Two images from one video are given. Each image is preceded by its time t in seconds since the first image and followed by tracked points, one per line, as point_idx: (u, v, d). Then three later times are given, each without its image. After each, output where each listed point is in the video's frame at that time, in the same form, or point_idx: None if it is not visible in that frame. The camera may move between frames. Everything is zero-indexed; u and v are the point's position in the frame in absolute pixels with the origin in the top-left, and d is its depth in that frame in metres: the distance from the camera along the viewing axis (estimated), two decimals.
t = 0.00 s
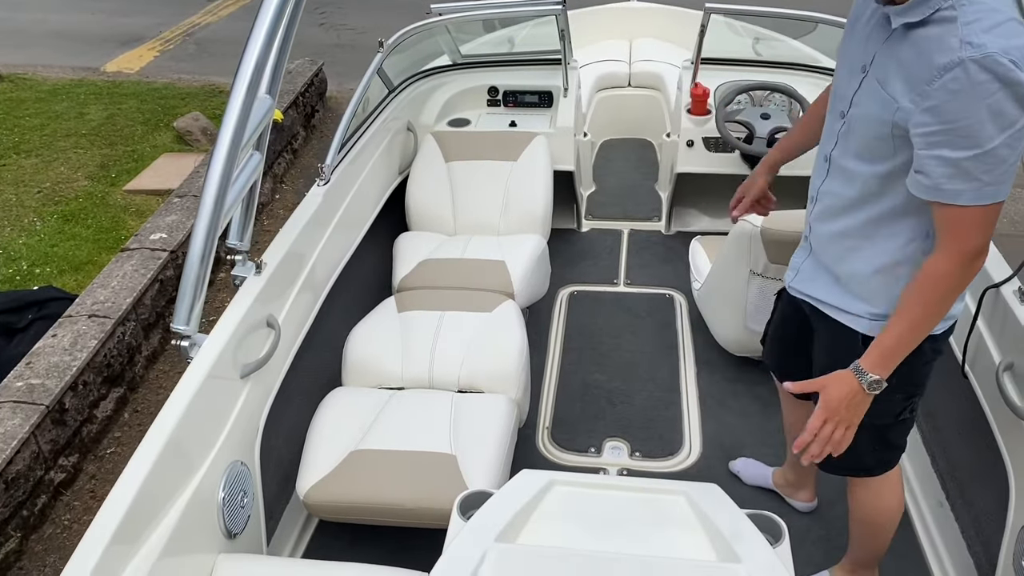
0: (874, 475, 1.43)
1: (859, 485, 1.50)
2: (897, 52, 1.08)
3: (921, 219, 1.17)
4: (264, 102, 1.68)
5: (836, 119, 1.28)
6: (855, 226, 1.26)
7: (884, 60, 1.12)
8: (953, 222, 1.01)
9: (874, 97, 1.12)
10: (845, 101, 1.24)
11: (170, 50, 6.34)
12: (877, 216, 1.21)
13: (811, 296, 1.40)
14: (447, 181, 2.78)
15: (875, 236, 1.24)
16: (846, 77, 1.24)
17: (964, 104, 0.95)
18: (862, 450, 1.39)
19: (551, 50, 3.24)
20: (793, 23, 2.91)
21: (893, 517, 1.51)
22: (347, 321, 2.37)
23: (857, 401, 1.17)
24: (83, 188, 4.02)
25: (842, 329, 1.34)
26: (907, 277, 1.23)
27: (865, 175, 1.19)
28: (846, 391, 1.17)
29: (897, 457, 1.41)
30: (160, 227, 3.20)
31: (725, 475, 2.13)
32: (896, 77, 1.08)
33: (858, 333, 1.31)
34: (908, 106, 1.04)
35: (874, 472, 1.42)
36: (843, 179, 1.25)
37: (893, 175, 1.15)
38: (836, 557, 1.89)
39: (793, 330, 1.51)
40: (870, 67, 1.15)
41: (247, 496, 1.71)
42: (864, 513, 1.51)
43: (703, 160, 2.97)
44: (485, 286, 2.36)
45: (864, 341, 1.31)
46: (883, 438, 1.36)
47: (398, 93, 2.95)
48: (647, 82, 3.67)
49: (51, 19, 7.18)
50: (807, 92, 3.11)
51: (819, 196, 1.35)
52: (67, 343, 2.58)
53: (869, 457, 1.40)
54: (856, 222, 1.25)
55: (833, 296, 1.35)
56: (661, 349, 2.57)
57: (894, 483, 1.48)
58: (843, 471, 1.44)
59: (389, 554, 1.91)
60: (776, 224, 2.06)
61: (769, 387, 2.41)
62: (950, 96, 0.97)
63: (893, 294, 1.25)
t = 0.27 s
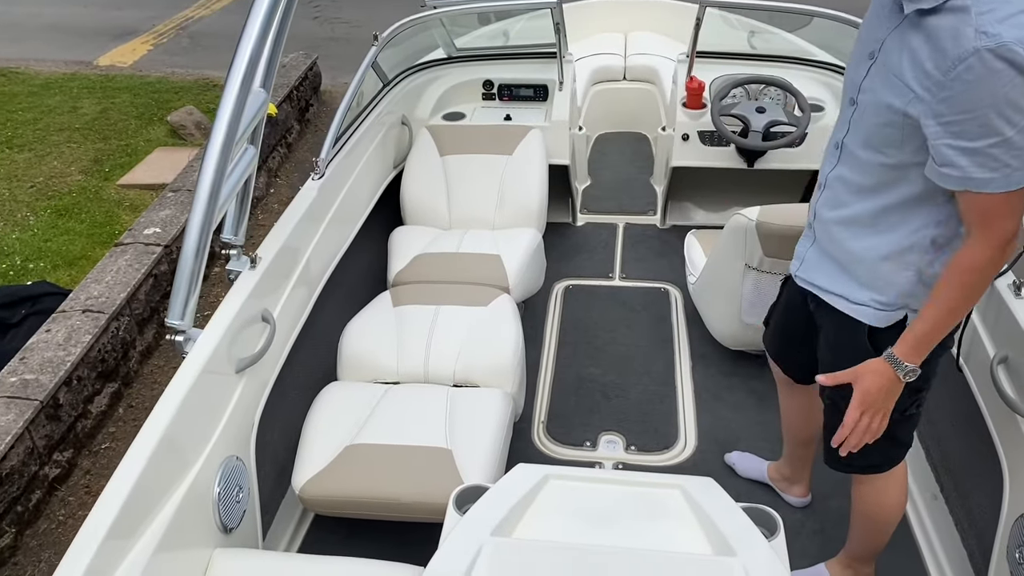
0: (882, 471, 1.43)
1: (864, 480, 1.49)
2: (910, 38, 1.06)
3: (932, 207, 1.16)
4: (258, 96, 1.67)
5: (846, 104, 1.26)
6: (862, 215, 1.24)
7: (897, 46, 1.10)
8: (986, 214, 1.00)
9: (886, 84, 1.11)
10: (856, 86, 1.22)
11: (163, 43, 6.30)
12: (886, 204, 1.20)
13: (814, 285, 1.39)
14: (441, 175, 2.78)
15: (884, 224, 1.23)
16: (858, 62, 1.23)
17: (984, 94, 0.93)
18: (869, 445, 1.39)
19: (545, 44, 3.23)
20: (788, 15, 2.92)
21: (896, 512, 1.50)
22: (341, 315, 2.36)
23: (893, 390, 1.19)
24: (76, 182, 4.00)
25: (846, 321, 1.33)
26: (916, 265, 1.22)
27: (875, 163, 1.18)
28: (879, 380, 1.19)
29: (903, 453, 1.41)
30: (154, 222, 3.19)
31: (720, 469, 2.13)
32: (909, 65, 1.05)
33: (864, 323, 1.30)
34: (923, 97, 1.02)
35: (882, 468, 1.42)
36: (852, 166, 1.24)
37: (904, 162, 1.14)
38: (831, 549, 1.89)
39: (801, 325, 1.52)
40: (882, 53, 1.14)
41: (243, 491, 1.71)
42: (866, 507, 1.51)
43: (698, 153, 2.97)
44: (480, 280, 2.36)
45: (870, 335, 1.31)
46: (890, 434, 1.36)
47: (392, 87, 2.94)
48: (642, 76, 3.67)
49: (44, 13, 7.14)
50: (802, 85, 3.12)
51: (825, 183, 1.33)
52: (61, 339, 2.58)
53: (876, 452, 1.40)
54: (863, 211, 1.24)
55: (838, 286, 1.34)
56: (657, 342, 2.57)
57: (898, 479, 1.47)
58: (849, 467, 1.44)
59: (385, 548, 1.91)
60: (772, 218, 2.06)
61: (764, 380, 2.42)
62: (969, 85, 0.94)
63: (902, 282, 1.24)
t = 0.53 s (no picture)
0: (890, 465, 1.44)
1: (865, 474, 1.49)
2: (933, 26, 1.06)
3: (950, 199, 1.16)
4: (253, 88, 1.66)
5: (856, 96, 1.25)
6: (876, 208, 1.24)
7: (916, 34, 1.09)
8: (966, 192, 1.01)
9: (905, 75, 1.09)
10: (867, 78, 1.21)
11: (159, 37, 6.28)
12: (901, 198, 1.20)
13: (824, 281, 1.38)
14: (438, 168, 2.77)
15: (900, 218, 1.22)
16: (868, 52, 1.21)
17: (1009, 75, 0.95)
18: (879, 441, 1.39)
19: (542, 36, 3.22)
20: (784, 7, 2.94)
21: (897, 505, 1.50)
22: (338, 308, 2.36)
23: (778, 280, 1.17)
24: (72, 176, 3.98)
25: (858, 315, 1.33)
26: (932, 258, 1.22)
27: (891, 156, 1.17)
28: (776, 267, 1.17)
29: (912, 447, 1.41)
30: (150, 216, 3.18)
31: (717, 462, 2.14)
32: (929, 51, 1.05)
33: (879, 319, 1.30)
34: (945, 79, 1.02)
35: (890, 462, 1.43)
36: (866, 159, 1.23)
37: (922, 154, 1.14)
38: (828, 541, 1.90)
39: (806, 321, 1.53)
40: (898, 43, 1.12)
41: (239, 484, 1.71)
42: (866, 500, 1.51)
43: (695, 146, 2.96)
44: (476, 273, 2.36)
45: (889, 327, 1.31)
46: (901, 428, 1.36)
47: (388, 79, 2.93)
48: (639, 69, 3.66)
49: (39, 7, 7.11)
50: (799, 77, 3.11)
51: (836, 176, 1.32)
52: (57, 333, 2.57)
53: (886, 448, 1.40)
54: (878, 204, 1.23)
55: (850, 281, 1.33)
56: (654, 335, 2.57)
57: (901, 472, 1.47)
58: (859, 461, 1.43)
59: (382, 540, 1.91)
60: (769, 210, 2.06)
61: (761, 373, 2.42)
62: (995, 65, 0.96)
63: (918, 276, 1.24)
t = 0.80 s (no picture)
0: (901, 466, 1.44)
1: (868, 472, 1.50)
2: (954, 26, 1.06)
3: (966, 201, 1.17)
4: (253, 85, 1.66)
5: (862, 99, 1.24)
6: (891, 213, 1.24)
7: (934, 34, 1.08)
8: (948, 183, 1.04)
9: (924, 77, 1.09)
10: (874, 81, 1.20)
11: (158, 34, 6.26)
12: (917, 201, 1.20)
13: (833, 285, 1.38)
14: (438, 165, 2.77)
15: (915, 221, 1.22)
16: (872, 54, 1.20)
17: None
18: (891, 444, 1.39)
19: (542, 33, 3.22)
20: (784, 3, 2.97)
21: (900, 503, 1.50)
22: (338, 305, 2.36)
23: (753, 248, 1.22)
24: (71, 173, 3.98)
25: (869, 319, 1.33)
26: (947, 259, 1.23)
27: (908, 159, 1.17)
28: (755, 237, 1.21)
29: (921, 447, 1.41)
30: (149, 213, 3.18)
31: (717, 459, 2.14)
32: (951, 49, 1.05)
33: (894, 323, 1.30)
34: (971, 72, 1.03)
35: (901, 463, 1.43)
36: (876, 164, 1.22)
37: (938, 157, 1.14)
38: (828, 539, 1.90)
39: (810, 325, 1.53)
40: (913, 45, 1.11)
41: (240, 482, 1.71)
42: (869, 498, 1.51)
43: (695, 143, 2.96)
44: (476, 270, 2.36)
45: (900, 332, 1.31)
46: (912, 430, 1.36)
47: (388, 77, 2.92)
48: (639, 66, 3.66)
49: (38, 3, 7.10)
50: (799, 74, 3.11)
51: (842, 180, 1.31)
52: (56, 329, 2.57)
53: (897, 449, 1.39)
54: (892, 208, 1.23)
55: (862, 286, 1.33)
56: (654, 333, 2.58)
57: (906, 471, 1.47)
58: (869, 464, 1.43)
59: (383, 538, 1.91)
60: (769, 208, 2.06)
61: (761, 370, 2.42)
62: (1013, 58, 0.97)
63: (932, 278, 1.25)
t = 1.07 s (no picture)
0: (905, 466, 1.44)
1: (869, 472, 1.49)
2: (954, 30, 1.05)
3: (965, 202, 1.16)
4: (253, 81, 1.65)
5: (859, 101, 1.24)
6: (890, 215, 1.23)
7: (933, 38, 1.08)
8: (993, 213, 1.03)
9: (924, 79, 1.08)
10: (871, 83, 1.19)
11: (156, 31, 6.25)
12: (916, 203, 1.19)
13: (831, 289, 1.37)
14: (438, 163, 2.76)
15: (914, 223, 1.21)
16: (871, 56, 1.20)
17: None
18: (895, 443, 1.38)
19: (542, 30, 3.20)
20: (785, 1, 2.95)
21: (901, 503, 1.50)
22: (337, 304, 2.35)
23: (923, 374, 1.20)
24: (70, 170, 3.97)
25: (868, 322, 1.32)
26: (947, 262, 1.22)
27: (906, 162, 1.16)
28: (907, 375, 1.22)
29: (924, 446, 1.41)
30: (148, 210, 3.17)
31: (717, 458, 2.14)
32: (953, 53, 1.04)
33: (893, 325, 1.30)
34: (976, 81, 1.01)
35: (905, 463, 1.42)
36: (875, 167, 1.22)
37: (936, 160, 1.13)
38: (828, 537, 1.90)
39: (806, 328, 1.53)
40: (911, 48, 1.11)
41: (239, 481, 1.70)
42: (870, 498, 1.51)
43: (696, 141, 2.95)
44: (476, 269, 2.35)
45: (901, 334, 1.30)
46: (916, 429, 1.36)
47: (387, 74, 2.91)
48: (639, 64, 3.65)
49: None
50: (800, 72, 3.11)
51: (838, 183, 1.31)
52: (55, 327, 2.57)
53: (901, 448, 1.39)
54: (891, 210, 1.22)
55: (860, 288, 1.32)
56: (654, 331, 2.57)
57: (908, 471, 1.47)
58: (873, 464, 1.43)
59: (383, 537, 1.91)
60: (770, 206, 2.06)
61: (761, 369, 2.42)
62: None
63: (932, 281, 1.24)
